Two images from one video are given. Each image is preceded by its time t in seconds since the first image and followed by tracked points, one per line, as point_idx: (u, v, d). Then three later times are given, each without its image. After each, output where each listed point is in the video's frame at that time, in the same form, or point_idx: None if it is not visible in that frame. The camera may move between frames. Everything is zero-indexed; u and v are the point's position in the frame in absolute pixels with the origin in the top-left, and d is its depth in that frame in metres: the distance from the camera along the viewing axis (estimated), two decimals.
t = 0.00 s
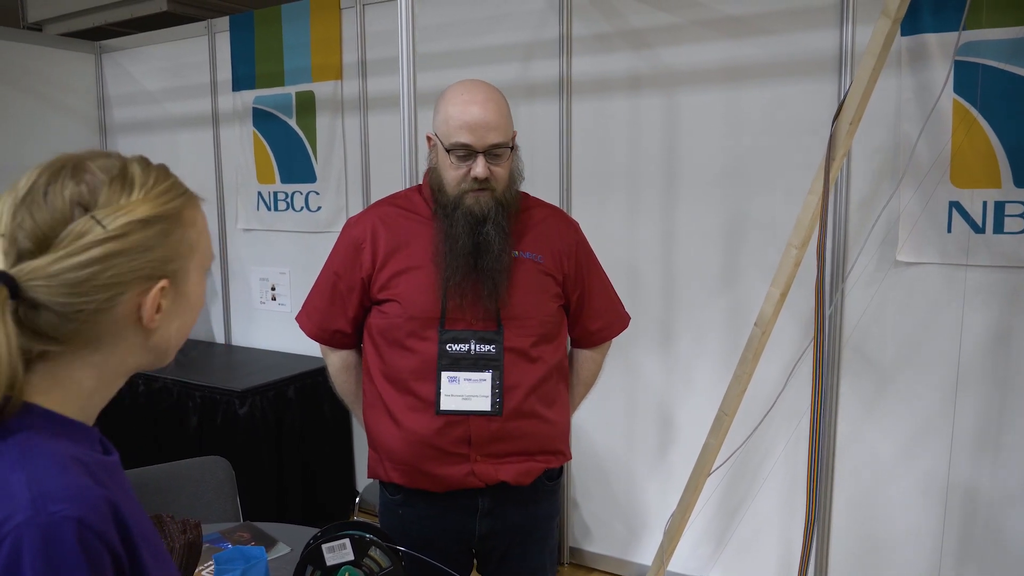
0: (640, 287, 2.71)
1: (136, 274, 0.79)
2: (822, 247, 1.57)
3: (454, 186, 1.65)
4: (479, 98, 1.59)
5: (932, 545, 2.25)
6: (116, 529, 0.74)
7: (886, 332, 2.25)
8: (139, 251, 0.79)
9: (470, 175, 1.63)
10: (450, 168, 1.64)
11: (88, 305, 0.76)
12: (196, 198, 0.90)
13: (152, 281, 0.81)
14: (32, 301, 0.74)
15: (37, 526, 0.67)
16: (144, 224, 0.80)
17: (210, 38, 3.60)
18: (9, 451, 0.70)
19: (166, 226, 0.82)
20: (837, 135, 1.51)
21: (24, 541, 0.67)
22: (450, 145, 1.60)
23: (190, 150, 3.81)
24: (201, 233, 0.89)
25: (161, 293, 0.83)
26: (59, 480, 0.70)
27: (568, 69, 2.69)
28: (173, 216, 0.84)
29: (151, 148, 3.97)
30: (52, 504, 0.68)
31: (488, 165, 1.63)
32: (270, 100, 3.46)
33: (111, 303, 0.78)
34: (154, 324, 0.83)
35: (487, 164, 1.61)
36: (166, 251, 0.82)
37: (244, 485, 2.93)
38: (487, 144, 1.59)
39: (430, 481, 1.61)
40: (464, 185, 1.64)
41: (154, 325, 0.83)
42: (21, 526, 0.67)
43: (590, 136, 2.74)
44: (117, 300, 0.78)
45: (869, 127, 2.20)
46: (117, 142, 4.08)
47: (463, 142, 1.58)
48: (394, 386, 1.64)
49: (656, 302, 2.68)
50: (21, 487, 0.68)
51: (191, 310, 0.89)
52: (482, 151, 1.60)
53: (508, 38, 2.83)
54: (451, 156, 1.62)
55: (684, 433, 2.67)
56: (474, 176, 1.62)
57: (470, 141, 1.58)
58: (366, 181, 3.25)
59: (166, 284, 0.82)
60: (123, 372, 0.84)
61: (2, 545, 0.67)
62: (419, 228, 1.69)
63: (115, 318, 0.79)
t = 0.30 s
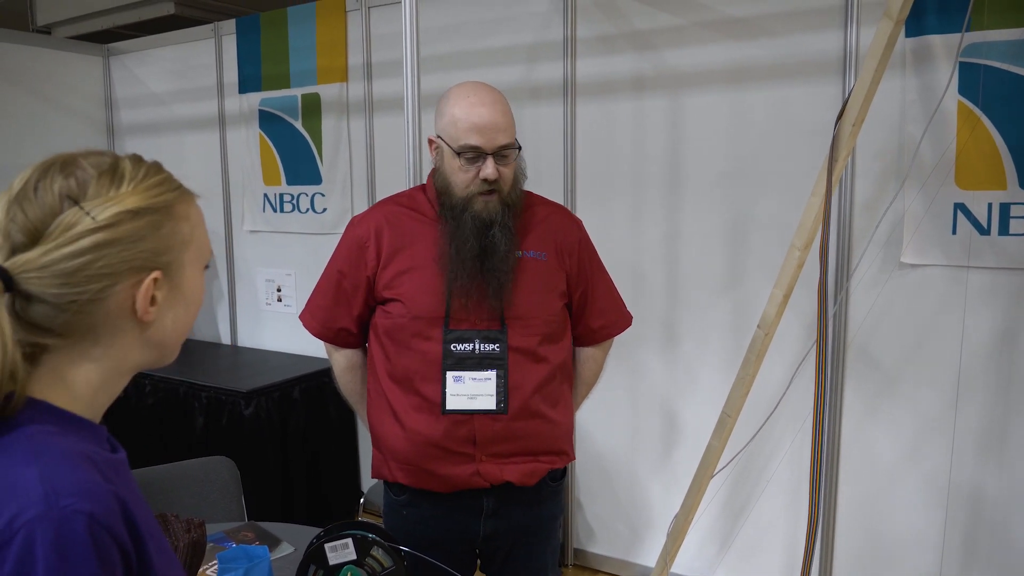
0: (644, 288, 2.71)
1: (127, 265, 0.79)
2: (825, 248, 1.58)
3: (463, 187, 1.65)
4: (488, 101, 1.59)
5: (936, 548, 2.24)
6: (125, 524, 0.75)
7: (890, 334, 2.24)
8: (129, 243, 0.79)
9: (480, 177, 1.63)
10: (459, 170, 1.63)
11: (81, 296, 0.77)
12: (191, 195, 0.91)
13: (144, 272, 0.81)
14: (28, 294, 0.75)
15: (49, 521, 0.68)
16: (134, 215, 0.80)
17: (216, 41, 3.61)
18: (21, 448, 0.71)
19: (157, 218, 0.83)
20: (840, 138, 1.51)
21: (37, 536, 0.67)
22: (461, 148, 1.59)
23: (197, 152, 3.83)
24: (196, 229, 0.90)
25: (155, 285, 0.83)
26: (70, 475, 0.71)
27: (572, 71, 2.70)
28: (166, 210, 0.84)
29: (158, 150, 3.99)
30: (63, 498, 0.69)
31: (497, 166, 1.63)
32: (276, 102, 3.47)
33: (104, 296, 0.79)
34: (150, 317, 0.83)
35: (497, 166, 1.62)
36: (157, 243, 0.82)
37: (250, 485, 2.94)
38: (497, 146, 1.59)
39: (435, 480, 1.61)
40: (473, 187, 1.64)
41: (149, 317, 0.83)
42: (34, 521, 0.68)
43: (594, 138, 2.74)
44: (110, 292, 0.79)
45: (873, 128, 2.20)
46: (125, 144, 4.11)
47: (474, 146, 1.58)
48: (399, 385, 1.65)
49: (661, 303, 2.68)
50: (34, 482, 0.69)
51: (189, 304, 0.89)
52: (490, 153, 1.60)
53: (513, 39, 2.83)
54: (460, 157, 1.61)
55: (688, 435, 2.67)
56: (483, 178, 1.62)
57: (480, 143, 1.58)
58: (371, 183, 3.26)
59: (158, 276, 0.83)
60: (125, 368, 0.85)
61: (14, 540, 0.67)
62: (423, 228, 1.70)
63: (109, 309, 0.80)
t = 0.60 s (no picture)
0: (649, 289, 2.71)
1: (128, 264, 0.80)
2: (828, 249, 1.58)
3: (469, 187, 1.65)
4: (494, 101, 1.61)
5: (943, 550, 2.23)
6: (128, 517, 0.76)
7: (896, 335, 2.24)
8: (130, 242, 0.80)
9: (487, 177, 1.63)
10: (466, 171, 1.64)
11: (81, 293, 0.78)
12: (194, 196, 0.92)
13: (145, 271, 0.82)
14: (29, 290, 0.77)
15: (51, 510, 0.69)
16: (136, 215, 0.81)
17: (224, 43, 3.64)
18: (25, 440, 0.72)
19: (160, 219, 0.84)
20: (843, 139, 1.52)
21: (39, 525, 0.69)
22: (471, 149, 1.61)
23: (205, 154, 3.86)
24: (199, 230, 0.91)
25: (156, 284, 0.84)
26: (72, 467, 0.72)
27: (577, 73, 2.70)
28: (169, 210, 0.85)
29: (167, 152, 4.02)
30: (66, 488, 0.70)
31: (505, 166, 1.65)
32: (283, 104, 3.49)
33: (104, 293, 0.79)
34: (150, 315, 0.84)
35: (504, 166, 1.63)
36: (158, 243, 0.83)
37: (256, 484, 2.96)
38: (507, 145, 1.61)
39: (440, 481, 1.62)
40: (481, 187, 1.65)
41: (150, 316, 0.84)
42: (36, 510, 0.69)
43: (599, 139, 2.75)
44: (110, 290, 0.80)
45: (878, 129, 2.19)
46: (134, 145, 4.14)
47: (484, 146, 1.60)
48: (403, 387, 1.66)
49: (666, 304, 2.68)
50: (37, 473, 0.70)
51: (190, 305, 0.90)
52: (499, 154, 1.62)
53: (519, 41, 2.84)
54: (468, 158, 1.62)
55: (693, 436, 2.66)
56: (491, 178, 1.63)
57: (489, 144, 1.60)
58: (377, 184, 3.28)
59: (158, 275, 0.84)
60: (125, 366, 0.86)
61: (18, 530, 0.69)
62: (425, 229, 1.70)
63: (110, 307, 0.81)
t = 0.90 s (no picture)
0: (656, 291, 2.71)
1: (122, 263, 0.81)
2: (834, 251, 1.58)
3: (480, 193, 1.66)
4: (509, 107, 1.63)
5: (951, 554, 2.22)
6: (130, 513, 0.77)
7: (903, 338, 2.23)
8: (124, 241, 0.81)
9: (499, 181, 1.65)
10: (477, 175, 1.65)
11: (76, 290, 0.79)
12: (193, 197, 0.93)
13: (140, 270, 0.83)
14: (27, 287, 0.79)
15: (54, 504, 0.70)
16: (131, 214, 0.82)
17: (234, 47, 3.66)
18: (31, 435, 0.74)
19: (155, 218, 0.85)
20: (848, 141, 1.52)
21: (42, 519, 0.70)
22: (485, 154, 1.62)
23: (215, 156, 3.89)
24: (197, 231, 0.91)
25: (151, 283, 0.85)
26: (76, 462, 0.73)
27: (584, 75, 2.71)
28: (165, 210, 0.86)
29: (177, 155, 4.05)
30: (69, 482, 0.71)
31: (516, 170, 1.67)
32: (292, 106, 3.51)
33: (100, 291, 0.81)
34: (146, 314, 0.85)
35: (517, 170, 1.65)
36: (153, 242, 0.84)
37: (264, 485, 2.98)
38: (520, 150, 1.63)
39: (444, 483, 1.63)
40: (492, 191, 1.66)
41: (146, 314, 0.85)
42: (39, 504, 0.70)
43: (606, 142, 2.75)
44: (105, 287, 0.81)
45: (885, 131, 2.19)
46: (145, 148, 4.17)
47: (497, 151, 1.61)
48: (408, 390, 1.66)
49: (672, 306, 2.68)
50: (40, 467, 0.71)
51: (188, 305, 0.91)
52: (512, 158, 1.63)
53: (526, 44, 2.85)
54: (480, 162, 1.63)
55: (700, 438, 2.66)
56: (503, 182, 1.65)
57: (502, 149, 1.61)
58: (385, 186, 3.29)
59: (154, 274, 0.84)
60: (125, 366, 0.87)
61: (21, 523, 0.70)
62: (430, 233, 1.71)
63: (105, 305, 0.82)
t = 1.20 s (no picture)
0: (665, 292, 2.71)
1: (133, 263, 0.83)
2: (843, 253, 1.58)
3: (463, 186, 1.69)
4: (492, 102, 1.63)
5: (962, 557, 2.21)
6: (133, 510, 0.78)
7: (914, 340, 2.22)
8: (134, 242, 0.83)
9: (476, 175, 1.66)
10: (458, 167, 1.68)
11: (87, 290, 0.80)
12: (204, 199, 0.94)
13: (150, 271, 0.85)
14: (40, 286, 0.80)
15: (59, 499, 0.71)
16: (143, 215, 0.84)
17: (246, 50, 3.69)
18: (40, 431, 0.75)
19: (165, 220, 0.86)
20: (857, 143, 1.52)
21: (47, 514, 0.71)
22: (458, 144, 1.64)
23: (227, 159, 3.92)
24: (207, 233, 0.93)
25: (161, 283, 0.86)
26: (83, 458, 0.74)
27: (594, 77, 2.71)
28: (175, 212, 0.88)
29: (190, 157, 4.09)
30: (75, 479, 0.72)
31: (495, 166, 1.66)
32: (303, 109, 3.53)
33: (111, 291, 0.82)
34: (155, 314, 0.86)
35: (493, 164, 1.65)
36: (163, 243, 0.85)
37: (275, 484, 2.99)
38: (494, 144, 1.62)
39: (452, 484, 1.64)
40: (470, 185, 1.68)
41: (156, 314, 0.86)
42: (45, 499, 0.71)
43: (615, 144, 2.75)
44: (116, 287, 0.82)
45: (896, 132, 2.18)
46: (158, 151, 4.22)
47: (469, 142, 1.63)
48: (417, 391, 1.67)
49: (682, 308, 2.68)
50: (47, 463, 0.72)
51: (197, 306, 0.92)
52: (487, 151, 1.64)
53: (536, 46, 2.86)
54: (459, 153, 1.66)
55: (710, 440, 2.66)
56: (480, 176, 1.66)
57: (475, 140, 1.62)
58: (395, 188, 3.31)
59: (164, 275, 0.86)
60: (135, 365, 0.88)
61: (26, 518, 0.71)
62: (440, 234, 1.73)
63: (115, 305, 0.83)
